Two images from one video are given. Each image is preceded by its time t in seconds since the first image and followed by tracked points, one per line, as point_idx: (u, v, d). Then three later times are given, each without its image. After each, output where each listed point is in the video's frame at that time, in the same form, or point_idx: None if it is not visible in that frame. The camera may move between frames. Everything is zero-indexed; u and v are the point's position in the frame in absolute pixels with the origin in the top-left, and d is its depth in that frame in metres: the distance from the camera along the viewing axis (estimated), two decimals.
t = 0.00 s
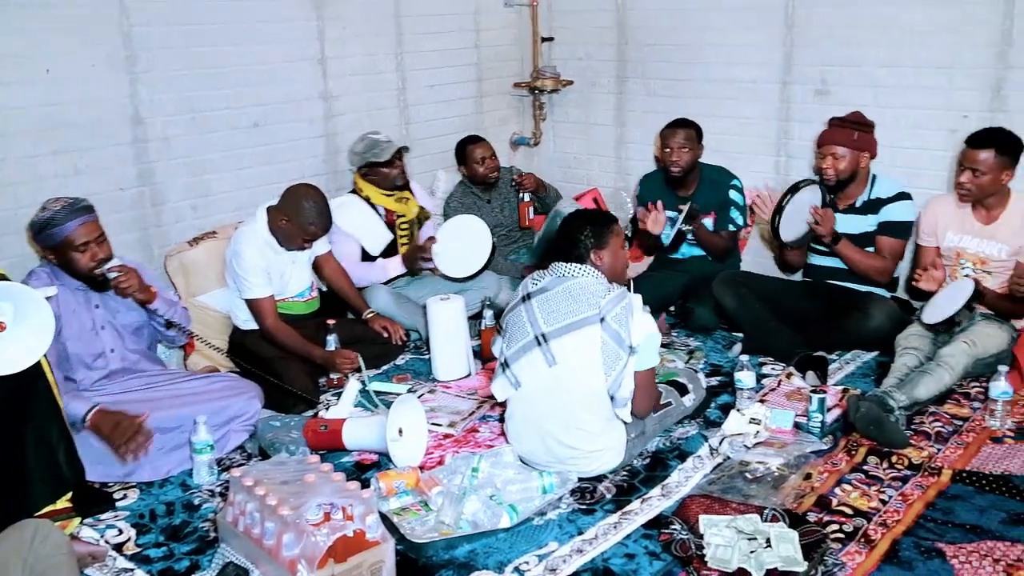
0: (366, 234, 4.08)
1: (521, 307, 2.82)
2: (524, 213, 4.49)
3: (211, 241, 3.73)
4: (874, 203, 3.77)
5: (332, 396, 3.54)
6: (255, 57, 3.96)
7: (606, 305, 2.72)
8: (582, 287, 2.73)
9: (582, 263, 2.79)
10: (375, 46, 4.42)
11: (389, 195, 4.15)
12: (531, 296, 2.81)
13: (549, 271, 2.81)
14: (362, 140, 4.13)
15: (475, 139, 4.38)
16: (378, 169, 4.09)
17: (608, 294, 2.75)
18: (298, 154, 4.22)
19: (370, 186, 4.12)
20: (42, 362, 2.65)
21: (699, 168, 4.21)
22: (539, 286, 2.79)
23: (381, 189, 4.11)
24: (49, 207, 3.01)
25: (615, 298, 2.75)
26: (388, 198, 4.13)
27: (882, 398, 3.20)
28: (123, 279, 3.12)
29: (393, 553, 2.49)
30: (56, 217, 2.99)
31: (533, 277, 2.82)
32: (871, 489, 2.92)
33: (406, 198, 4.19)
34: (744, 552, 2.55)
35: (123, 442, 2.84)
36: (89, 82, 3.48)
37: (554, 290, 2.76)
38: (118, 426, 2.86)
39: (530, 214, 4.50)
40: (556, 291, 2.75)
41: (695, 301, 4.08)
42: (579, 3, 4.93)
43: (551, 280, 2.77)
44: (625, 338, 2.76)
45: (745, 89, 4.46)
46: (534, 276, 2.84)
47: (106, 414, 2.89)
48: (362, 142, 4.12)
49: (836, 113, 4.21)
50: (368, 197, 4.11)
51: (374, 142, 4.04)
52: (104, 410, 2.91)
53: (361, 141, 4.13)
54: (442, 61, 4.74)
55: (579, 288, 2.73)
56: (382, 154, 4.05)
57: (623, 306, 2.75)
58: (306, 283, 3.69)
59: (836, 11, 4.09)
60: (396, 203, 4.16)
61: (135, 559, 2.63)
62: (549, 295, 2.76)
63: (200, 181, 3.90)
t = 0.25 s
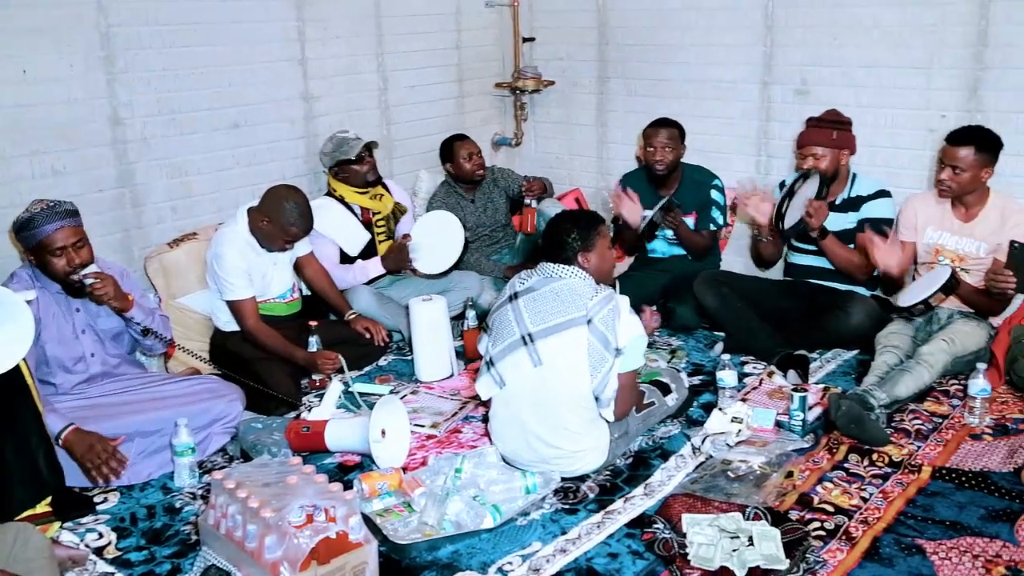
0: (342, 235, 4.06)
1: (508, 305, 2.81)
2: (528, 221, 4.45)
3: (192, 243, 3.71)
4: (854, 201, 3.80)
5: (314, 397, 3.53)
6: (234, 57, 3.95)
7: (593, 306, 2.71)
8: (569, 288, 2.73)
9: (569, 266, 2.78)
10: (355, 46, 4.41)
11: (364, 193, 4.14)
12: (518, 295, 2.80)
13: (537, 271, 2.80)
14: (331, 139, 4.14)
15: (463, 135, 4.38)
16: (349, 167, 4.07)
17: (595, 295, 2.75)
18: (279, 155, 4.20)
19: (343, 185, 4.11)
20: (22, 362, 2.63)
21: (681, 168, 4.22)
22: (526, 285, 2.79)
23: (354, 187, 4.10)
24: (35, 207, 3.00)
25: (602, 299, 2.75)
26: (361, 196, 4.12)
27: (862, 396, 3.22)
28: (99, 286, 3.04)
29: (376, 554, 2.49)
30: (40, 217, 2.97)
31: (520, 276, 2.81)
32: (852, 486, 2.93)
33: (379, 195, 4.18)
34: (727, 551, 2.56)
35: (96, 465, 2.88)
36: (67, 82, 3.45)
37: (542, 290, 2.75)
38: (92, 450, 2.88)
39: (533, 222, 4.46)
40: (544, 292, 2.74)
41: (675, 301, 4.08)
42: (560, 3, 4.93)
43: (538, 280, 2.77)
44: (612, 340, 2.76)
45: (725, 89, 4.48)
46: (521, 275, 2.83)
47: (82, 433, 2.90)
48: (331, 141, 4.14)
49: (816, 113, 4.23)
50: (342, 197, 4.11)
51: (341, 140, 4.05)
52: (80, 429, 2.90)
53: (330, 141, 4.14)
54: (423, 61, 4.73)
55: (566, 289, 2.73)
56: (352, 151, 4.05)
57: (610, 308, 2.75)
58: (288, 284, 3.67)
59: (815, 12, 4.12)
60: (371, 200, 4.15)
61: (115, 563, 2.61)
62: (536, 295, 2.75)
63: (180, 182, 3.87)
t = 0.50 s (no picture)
0: (328, 234, 4.07)
1: (487, 307, 2.80)
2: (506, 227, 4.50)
3: (176, 244, 3.69)
4: (836, 203, 3.82)
5: (300, 400, 3.50)
6: (218, 58, 3.93)
7: (570, 304, 2.70)
8: (547, 287, 2.72)
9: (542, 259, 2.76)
10: (340, 47, 4.40)
11: (349, 192, 4.13)
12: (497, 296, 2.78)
13: (514, 271, 2.79)
14: (317, 138, 4.13)
15: (450, 137, 4.37)
16: (333, 165, 4.06)
17: (572, 292, 2.73)
18: (264, 156, 4.19)
19: (329, 184, 4.10)
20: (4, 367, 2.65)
21: (666, 169, 4.23)
22: (504, 287, 2.77)
23: (339, 186, 4.10)
24: (42, 199, 3.02)
25: (579, 296, 2.74)
26: (347, 194, 4.11)
27: (847, 394, 3.23)
28: (94, 281, 3.05)
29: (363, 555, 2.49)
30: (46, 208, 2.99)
31: (499, 278, 2.80)
32: (837, 484, 2.95)
33: (365, 193, 4.18)
34: (713, 549, 2.57)
35: (93, 436, 2.88)
36: (49, 83, 3.43)
37: (519, 291, 2.74)
38: (86, 421, 2.89)
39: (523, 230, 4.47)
40: (520, 292, 2.73)
41: (661, 300, 4.10)
42: (544, 3, 4.94)
43: (516, 281, 2.75)
44: (590, 337, 2.74)
45: (710, 89, 4.50)
46: (500, 276, 2.81)
47: (73, 410, 2.92)
48: (315, 140, 4.12)
49: (800, 113, 4.25)
50: (328, 196, 4.10)
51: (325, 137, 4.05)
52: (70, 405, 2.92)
53: (313, 140, 4.13)
54: (408, 61, 4.73)
55: (543, 288, 2.71)
56: (336, 149, 4.05)
57: (588, 305, 2.74)
58: (273, 285, 3.65)
59: (798, 12, 4.14)
60: (357, 198, 4.14)
61: (100, 567, 2.60)
62: (514, 295, 2.74)
63: (164, 184, 3.86)
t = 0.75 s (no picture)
0: (316, 230, 4.03)
1: (459, 313, 2.81)
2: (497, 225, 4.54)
3: (157, 246, 3.67)
4: (817, 199, 3.85)
5: (284, 401, 3.50)
6: (199, 58, 3.91)
7: (542, 297, 2.72)
8: (516, 284, 2.72)
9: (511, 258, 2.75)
10: (322, 47, 4.38)
11: (339, 188, 4.13)
12: (467, 300, 2.80)
13: (481, 274, 2.79)
14: (313, 132, 4.10)
15: (432, 137, 4.36)
16: (327, 160, 4.05)
17: (542, 286, 2.76)
18: (246, 157, 4.17)
19: (320, 179, 4.10)
20: None
21: (650, 168, 4.24)
22: (473, 290, 2.78)
23: (329, 180, 4.09)
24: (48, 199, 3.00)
25: (549, 289, 2.77)
26: (337, 190, 4.12)
27: (829, 393, 3.25)
28: (101, 283, 3.06)
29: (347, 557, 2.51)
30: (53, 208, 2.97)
31: (466, 283, 2.81)
32: (820, 482, 2.96)
33: (354, 192, 4.19)
34: (697, 548, 2.58)
35: (87, 436, 2.79)
36: (28, 84, 3.40)
37: (489, 291, 2.75)
38: (83, 420, 2.81)
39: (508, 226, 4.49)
40: (490, 292, 2.74)
41: (645, 300, 4.10)
42: (527, 3, 4.94)
43: (484, 283, 2.75)
44: (565, 327, 2.78)
45: (692, 89, 4.51)
46: (468, 280, 2.83)
47: (69, 409, 2.83)
48: (312, 133, 4.09)
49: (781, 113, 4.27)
50: (318, 190, 4.10)
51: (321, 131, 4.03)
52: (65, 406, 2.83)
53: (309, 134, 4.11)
54: (390, 62, 4.72)
55: (512, 285, 2.72)
56: (332, 143, 4.03)
57: (558, 296, 2.77)
58: (256, 287, 3.64)
59: (779, 12, 4.15)
60: (346, 195, 4.15)
61: (81, 571, 2.58)
62: (484, 297, 2.75)
63: (145, 185, 3.83)
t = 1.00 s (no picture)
0: (306, 225, 4.03)
1: (432, 313, 2.80)
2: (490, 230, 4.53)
3: (138, 249, 3.66)
4: (799, 199, 3.87)
5: (267, 403, 3.49)
6: (180, 59, 3.89)
7: (512, 291, 2.68)
8: (486, 280, 2.71)
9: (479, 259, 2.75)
10: (303, 48, 4.37)
11: (333, 185, 4.12)
12: (440, 300, 2.79)
13: (453, 273, 2.78)
14: (313, 128, 4.12)
15: (412, 138, 4.35)
16: (323, 155, 4.05)
17: (512, 281, 2.71)
18: (227, 158, 4.15)
19: (314, 174, 4.10)
20: None
21: (633, 168, 4.24)
22: (446, 290, 2.77)
23: (323, 177, 4.09)
24: (37, 200, 2.98)
25: (519, 283, 2.71)
26: (330, 187, 4.10)
27: (812, 391, 3.27)
28: (95, 282, 3.07)
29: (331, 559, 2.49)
30: (45, 209, 2.96)
31: (438, 284, 2.81)
32: (803, 479, 2.98)
33: (347, 190, 4.18)
34: (681, 546, 2.59)
35: (84, 448, 2.83)
36: (6, 85, 3.37)
37: (461, 290, 2.74)
38: (82, 431, 2.84)
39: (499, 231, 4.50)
40: (461, 291, 2.73)
41: (628, 300, 4.11)
42: (509, 3, 4.94)
43: (455, 281, 2.75)
44: (538, 318, 2.71)
45: (674, 89, 4.52)
46: (440, 281, 2.82)
47: (65, 418, 2.84)
48: (311, 130, 4.11)
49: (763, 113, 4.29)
50: (311, 185, 4.09)
51: (321, 127, 4.05)
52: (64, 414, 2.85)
53: (310, 130, 4.13)
54: (372, 62, 4.71)
55: (482, 282, 2.70)
56: (331, 140, 4.06)
57: (529, 289, 2.71)
58: (238, 288, 3.63)
59: (760, 12, 4.17)
60: (339, 193, 4.14)
61: None
62: (457, 295, 2.74)
63: (126, 187, 3.81)
